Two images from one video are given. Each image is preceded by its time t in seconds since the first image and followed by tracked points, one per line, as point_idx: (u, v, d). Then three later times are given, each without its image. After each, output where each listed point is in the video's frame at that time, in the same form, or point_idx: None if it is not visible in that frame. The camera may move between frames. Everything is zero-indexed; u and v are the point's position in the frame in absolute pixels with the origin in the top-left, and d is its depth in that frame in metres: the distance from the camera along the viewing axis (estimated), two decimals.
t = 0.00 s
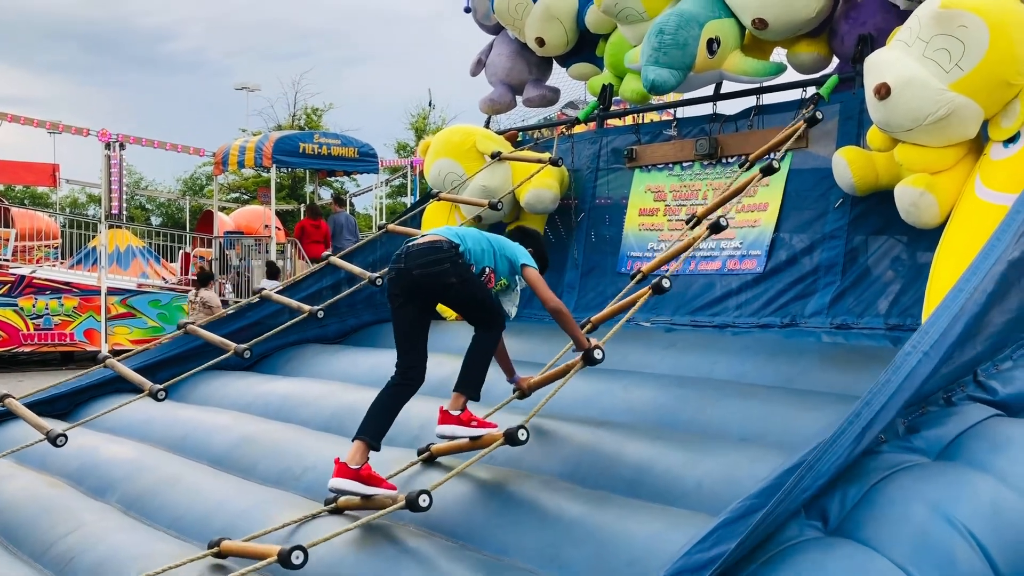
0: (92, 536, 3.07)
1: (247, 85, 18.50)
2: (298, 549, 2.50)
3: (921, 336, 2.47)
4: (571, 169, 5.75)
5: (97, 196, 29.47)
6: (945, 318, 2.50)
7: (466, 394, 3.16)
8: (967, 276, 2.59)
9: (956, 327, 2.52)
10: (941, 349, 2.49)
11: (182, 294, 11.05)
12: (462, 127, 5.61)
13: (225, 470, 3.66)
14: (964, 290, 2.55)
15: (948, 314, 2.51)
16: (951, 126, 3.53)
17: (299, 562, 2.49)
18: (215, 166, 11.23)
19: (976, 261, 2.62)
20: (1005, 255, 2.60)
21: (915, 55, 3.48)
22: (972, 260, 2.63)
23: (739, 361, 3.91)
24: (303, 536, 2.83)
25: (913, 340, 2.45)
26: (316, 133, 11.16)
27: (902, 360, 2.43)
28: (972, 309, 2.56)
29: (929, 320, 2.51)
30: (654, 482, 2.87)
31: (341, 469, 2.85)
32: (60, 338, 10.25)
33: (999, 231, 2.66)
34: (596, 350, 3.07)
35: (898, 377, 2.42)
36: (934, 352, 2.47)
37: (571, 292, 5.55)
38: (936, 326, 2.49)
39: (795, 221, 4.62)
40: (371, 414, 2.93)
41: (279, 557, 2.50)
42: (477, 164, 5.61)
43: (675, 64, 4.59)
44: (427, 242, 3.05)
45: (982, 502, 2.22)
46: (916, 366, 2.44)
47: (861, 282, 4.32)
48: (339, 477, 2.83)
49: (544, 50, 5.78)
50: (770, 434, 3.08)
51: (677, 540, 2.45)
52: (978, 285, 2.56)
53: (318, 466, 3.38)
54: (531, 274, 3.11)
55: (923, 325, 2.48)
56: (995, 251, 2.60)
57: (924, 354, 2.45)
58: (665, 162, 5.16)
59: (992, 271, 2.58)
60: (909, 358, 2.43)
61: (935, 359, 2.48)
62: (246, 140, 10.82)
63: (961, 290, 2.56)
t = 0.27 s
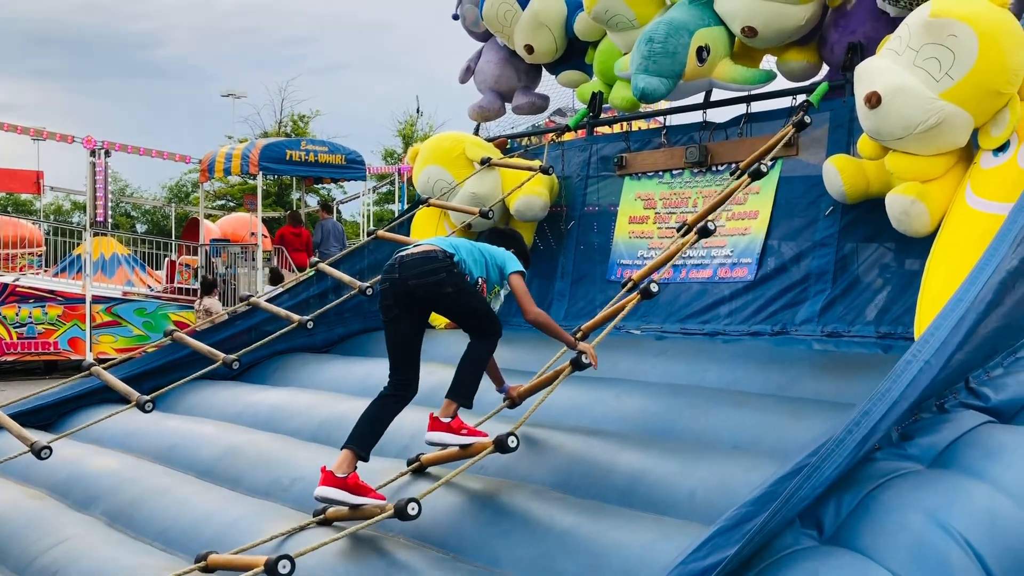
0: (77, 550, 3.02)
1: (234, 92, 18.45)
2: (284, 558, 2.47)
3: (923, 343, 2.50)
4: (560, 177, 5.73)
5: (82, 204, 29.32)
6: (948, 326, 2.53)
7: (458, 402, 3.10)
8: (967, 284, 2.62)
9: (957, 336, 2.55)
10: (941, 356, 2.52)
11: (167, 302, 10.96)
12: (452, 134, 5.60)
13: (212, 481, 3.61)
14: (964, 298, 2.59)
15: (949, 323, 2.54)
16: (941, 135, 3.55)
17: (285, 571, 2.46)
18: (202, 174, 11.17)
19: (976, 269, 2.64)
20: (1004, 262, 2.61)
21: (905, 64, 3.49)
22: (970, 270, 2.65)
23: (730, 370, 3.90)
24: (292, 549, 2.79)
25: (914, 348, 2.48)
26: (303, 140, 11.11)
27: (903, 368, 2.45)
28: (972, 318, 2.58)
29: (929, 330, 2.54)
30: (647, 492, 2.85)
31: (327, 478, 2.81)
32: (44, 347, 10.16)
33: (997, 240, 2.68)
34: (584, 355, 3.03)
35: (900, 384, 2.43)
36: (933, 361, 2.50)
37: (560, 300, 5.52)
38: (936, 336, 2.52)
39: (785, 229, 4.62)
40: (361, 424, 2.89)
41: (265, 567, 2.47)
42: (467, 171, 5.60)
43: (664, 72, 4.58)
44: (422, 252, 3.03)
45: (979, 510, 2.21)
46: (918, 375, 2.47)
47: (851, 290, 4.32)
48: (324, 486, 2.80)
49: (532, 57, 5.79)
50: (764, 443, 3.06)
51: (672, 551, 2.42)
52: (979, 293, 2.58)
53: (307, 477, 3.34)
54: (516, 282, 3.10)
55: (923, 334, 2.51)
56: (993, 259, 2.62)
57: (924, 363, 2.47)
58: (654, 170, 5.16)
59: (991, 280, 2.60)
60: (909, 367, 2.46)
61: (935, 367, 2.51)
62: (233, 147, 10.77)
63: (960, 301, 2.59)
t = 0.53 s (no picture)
0: (58, 561, 2.96)
1: (223, 95, 18.35)
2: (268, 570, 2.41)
3: (916, 336, 2.45)
4: (550, 181, 5.71)
5: (69, 208, 29.13)
6: (938, 319, 2.48)
7: (450, 414, 3.05)
8: (954, 280, 2.56)
9: (948, 329, 2.50)
10: (933, 347, 2.48)
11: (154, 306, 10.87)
12: (441, 137, 5.56)
13: (198, 490, 3.56)
14: (954, 292, 2.53)
15: (940, 315, 2.49)
16: (932, 137, 3.53)
17: None
18: (189, 177, 11.10)
19: (966, 263, 2.60)
20: (992, 258, 2.57)
21: (896, 64, 3.48)
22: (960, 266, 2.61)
23: (722, 375, 3.87)
24: (278, 559, 2.74)
25: (907, 339, 2.44)
26: (292, 143, 11.05)
27: (894, 362, 2.41)
28: (961, 313, 2.54)
29: (922, 321, 2.48)
30: (639, 500, 2.81)
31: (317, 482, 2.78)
32: (29, 352, 10.06)
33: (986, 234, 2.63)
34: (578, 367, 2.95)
35: (889, 380, 2.40)
36: (923, 355, 2.47)
37: (550, 305, 5.49)
38: (927, 328, 2.47)
39: (776, 233, 4.60)
40: (353, 430, 2.85)
41: None
42: (456, 174, 5.56)
43: (656, 72, 4.56)
44: (425, 257, 2.99)
45: (974, 517, 2.18)
46: (906, 369, 2.43)
47: (842, 294, 4.30)
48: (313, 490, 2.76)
49: (522, 61, 5.73)
50: (756, 450, 3.03)
51: (664, 561, 2.38)
52: (968, 287, 2.54)
53: (294, 486, 3.29)
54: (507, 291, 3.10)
55: (915, 328, 2.46)
56: (985, 252, 2.58)
57: (914, 358, 2.44)
58: (644, 174, 5.13)
59: (980, 275, 2.56)
60: (900, 361, 2.42)
61: (923, 362, 2.47)
62: (221, 150, 10.70)
63: (950, 295, 2.53)
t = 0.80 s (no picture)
0: (37, 563, 2.88)
1: (219, 92, 18.26)
2: None
3: (912, 353, 2.38)
4: (546, 177, 5.64)
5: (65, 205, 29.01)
6: (938, 333, 2.41)
7: (443, 420, 2.98)
8: (957, 291, 2.50)
9: (950, 342, 2.42)
10: (933, 365, 2.40)
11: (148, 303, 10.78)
12: (435, 133, 5.48)
13: (184, 490, 3.48)
14: (955, 305, 2.46)
15: (940, 330, 2.42)
16: (933, 135, 3.47)
17: None
18: (183, 173, 11.01)
19: (966, 276, 2.53)
20: (997, 267, 2.51)
21: (896, 61, 3.41)
22: (959, 279, 2.54)
23: (719, 375, 3.80)
24: (263, 563, 2.67)
25: (904, 357, 2.36)
26: (287, 140, 10.97)
27: (893, 378, 2.33)
28: (967, 323, 2.47)
29: (921, 336, 2.42)
30: (634, 503, 2.74)
31: (307, 486, 2.69)
32: (22, 349, 9.97)
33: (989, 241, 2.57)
34: (580, 377, 2.87)
35: (890, 397, 2.30)
36: (926, 369, 2.38)
37: (545, 303, 5.42)
38: (926, 344, 2.40)
39: (775, 230, 4.53)
40: (343, 432, 2.77)
41: None
42: (451, 170, 5.49)
43: (651, 70, 4.49)
44: (419, 256, 2.91)
45: (979, 523, 2.12)
46: (911, 384, 2.35)
47: (842, 293, 4.23)
48: (303, 494, 2.67)
49: (517, 55, 5.69)
50: (754, 451, 2.96)
51: (660, 566, 2.32)
52: (972, 298, 2.46)
53: (281, 487, 3.22)
54: (510, 289, 2.96)
55: (914, 341, 2.39)
56: (986, 263, 2.51)
57: (916, 372, 2.36)
58: (641, 170, 5.06)
59: (984, 284, 2.49)
60: (901, 377, 2.33)
61: (926, 378, 2.39)
62: (215, 147, 10.62)
63: (950, 307, 2.46)
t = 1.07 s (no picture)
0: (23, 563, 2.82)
1: (225, 88, 18.22)
2: None
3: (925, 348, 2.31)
4: (547, 172, 5.56)
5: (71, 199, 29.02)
6: (949, 327, 2.34)
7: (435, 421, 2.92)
8: (969, 285, 2.42)
9: (962, 338, 2.35)
10: (946, 360, 2.33)
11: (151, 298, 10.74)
12: (436, 127, 5.41)
13: (175, 489, 3.42)
14: (967, 299, 2.39)
15: (952, 324, 2.35)
16: (943, 129, 3.38)
17: None
18: (186, 168, 10.96)
19: (978, 270, 2.45)
20: (1009, 261, 2.42)
21: (905, 53, 3.33)
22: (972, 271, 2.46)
23: (721, 374, 3.73)
24: (248, 564, 2.61)
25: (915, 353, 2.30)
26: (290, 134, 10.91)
27: (904, 373, 2.28)
28: (981, 319, 2.39)
29: (932, 331, 2.35)
30: (632, 506, 2.67)
31: (291, 486, 2.64)
32: (24, 343, 9.94)
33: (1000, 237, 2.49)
34: (576, 381, 2.79)
35: (899, 394, 2.25)
36: (937, 367, 2.32)
37: (546, 301, 5.35)
38: (938, 339, 2.33)
39: (780, 227, 4.45)
40: (331, 431, 2.72)
41: None
42: (451, 165, 5.42)
43: (656, 61, 4.41)
44: (414, 255, 2.84)
45: (987, 529, 2.04)
46: (920, 381, 2.29)
47: (847, 291, 4.15)
48: (287, 494, 2.62)
49: (520, 48, 5.59)
50: (755, 453, 2.89)
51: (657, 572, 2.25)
52: (984, 292, 2.39)
53: (272, 486, 3.16)
54: (509, 292, 2.85)
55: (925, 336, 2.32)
56: (998, 258, 2.43)
57: (926, 369, 2.30)
58: (645, 165, 4.99)
59: (996, 280, 2.41)
60: (911, 373, 2.28)
61: (938, 374, 2.32)
62: (218, 141, 10.56)
63: (961, 304, 2.39)
